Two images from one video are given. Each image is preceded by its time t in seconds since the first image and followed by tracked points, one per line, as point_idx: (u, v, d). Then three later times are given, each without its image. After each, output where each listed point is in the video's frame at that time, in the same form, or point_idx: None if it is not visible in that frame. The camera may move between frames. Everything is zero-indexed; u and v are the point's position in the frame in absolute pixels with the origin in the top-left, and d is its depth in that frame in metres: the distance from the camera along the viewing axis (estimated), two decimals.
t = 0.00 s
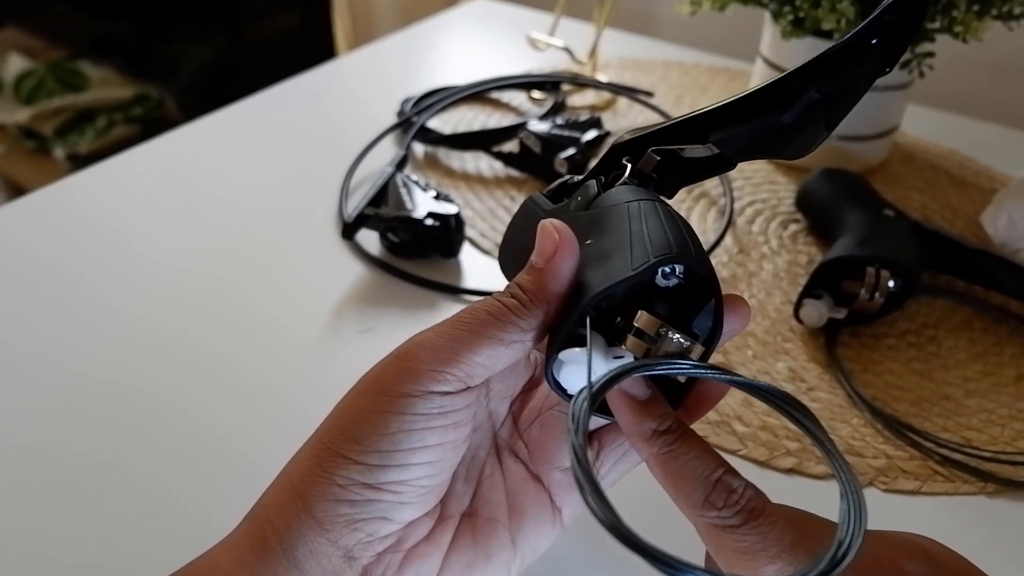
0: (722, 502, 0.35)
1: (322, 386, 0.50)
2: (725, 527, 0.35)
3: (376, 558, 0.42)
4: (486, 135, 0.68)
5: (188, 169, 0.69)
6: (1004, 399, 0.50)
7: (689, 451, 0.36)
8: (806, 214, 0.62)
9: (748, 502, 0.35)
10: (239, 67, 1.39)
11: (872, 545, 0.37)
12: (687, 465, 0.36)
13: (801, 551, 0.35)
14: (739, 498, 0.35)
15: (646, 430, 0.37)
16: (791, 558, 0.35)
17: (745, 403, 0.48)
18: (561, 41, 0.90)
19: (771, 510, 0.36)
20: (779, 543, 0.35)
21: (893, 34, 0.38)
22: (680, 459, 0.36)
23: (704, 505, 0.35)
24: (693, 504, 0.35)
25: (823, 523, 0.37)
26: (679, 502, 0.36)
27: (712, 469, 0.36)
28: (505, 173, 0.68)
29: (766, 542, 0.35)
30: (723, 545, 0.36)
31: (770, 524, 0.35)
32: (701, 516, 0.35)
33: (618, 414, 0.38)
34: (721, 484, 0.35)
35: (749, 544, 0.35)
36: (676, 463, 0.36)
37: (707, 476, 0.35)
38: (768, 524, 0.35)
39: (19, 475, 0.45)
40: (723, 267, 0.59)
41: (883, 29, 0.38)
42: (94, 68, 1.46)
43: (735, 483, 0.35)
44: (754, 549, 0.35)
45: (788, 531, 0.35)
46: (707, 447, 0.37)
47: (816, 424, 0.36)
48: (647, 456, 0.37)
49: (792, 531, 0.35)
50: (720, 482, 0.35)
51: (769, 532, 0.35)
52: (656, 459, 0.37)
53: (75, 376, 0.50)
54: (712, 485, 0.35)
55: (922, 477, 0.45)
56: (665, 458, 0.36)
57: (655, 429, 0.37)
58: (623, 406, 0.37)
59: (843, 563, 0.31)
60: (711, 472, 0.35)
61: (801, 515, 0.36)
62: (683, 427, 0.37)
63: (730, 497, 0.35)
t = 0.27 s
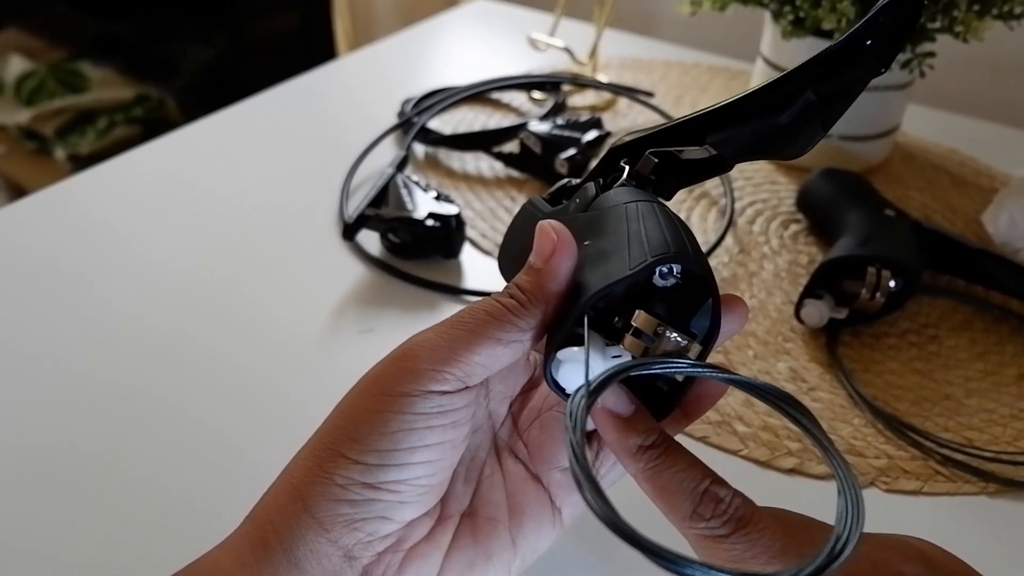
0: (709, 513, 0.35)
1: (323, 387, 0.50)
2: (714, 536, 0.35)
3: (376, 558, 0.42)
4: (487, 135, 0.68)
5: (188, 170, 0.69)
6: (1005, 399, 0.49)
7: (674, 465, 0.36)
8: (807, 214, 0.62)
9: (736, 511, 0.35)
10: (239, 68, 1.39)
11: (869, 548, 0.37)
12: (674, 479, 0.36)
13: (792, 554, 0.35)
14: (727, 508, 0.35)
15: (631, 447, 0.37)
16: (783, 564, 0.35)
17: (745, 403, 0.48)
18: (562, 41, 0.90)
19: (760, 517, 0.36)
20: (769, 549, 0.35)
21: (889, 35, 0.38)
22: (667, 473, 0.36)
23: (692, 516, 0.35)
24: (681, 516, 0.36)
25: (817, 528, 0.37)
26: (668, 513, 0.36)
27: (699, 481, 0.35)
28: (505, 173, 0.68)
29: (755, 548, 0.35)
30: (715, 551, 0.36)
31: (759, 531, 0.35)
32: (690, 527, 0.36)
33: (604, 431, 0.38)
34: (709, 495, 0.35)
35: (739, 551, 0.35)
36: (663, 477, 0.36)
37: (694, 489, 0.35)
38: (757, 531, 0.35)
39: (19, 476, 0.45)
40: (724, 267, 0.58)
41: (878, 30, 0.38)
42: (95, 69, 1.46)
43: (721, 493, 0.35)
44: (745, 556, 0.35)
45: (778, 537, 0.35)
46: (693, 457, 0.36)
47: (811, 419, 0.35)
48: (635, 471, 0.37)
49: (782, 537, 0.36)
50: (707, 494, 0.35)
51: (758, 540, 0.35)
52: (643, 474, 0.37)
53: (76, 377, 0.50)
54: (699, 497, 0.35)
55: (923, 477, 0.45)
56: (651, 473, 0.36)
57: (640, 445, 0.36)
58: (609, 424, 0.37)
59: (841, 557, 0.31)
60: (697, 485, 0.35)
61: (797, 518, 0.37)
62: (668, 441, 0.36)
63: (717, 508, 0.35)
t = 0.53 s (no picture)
0: (709, 513, 0.35)
1: (323, 387, 0.50)
2: (713, 537, 0.35)
3: (377, 558, 0.42)
4: (487, 135, 0.68)
5: (189, 170, 0.69)
6: (1005, 398, 0.49)
7: (673, 467, 0.36)
8: (807, 214, 0.62)
9: (736, 513, 0.35)
10: (239, 67, 1.39)
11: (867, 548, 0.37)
12: (673, 480, 0.36)
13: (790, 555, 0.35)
14: (727, 510, 0.35)
15: (630, 448, 0.37)
16: (782, 565, 0.35)
17: (746, 403, 0.48)
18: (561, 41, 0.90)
19: (759, 518, 0.36)
20: (769, 550, 0.35)
21: (890, 32, 0.38)
22: (666, 474, 0.36)
23: (691, 518, 0.35)
24: (681, 517, 0.36)
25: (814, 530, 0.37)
26: (668, 514, 0.36)
27: (698, 482, 0.35)
28: (505, 173, 0.68)
29: (755, 550, 0.35)
30: (715, 552, 0.36)
31: (758, 533, 0.35)
32: (690, 528, 0.35)
33: (604, 433, 0.38)
34: (708, 496, 0.35)
35: (738, 552, 0.35)
36: (662, 479, 0.36)
37: (693, 490, 0.35)
38: (756, 533, 0.35)
39: (20, 476, 0.45)
40: (724, 267, 0.58)
41: (880, 27, 0.38)
42: (95, 69, 1.46)
43: (721, 495, 0.35)
44: (744, 557, 0.35)
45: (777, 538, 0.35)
46: (692, 457, 0.36)
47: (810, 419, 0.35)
48: (635, 472, 0.37)
49: (781, 538, 0.36)
50: (706, 495, 0.35)
51: (758, 541, 0.35)
52: (642, 475, 0.37)
53: (76, 377, 0.50)
54: (699, 498, 0.35)
55: (923, 477, 0.45)
56: (651, 474, 0.36)
57: (639, 446, 0.36)
58: (608, 426, 0.38)
59: (842, 561, 0.31)
60: (696, 486, 0.35)
61: (790, 519, 0.37)
62: (668, 442, 0.36)
63: (716, 509, 0.35)
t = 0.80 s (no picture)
0: (709, 519, 0.35)
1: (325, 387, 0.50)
2: (714, 543, 0.35)
3: (373, 555, 0.41)
4: (489, 136, 0.68)
5: (191, 171, 0.69)
6: (1009, 398, 0.49)
7: (672, 474, 0.35)
8: (810, 214, 0.62)
9: (735, 518, 0.35)
10: (240, 68, 1.39)
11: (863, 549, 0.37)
12: (671, 487, 0.35)
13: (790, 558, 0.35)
14: (726, 515, 0.35)
15: (628, 457, 0.36)
16: (783, 569, 0.35)
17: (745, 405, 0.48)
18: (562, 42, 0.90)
19: (758, 522, 0.36)
20: (769, 554, 0.35)
21: None
22: (665, 481, 0.36)
23: (691, 524, 0.35)
24: (680, 524, 0.35)
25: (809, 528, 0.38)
26: (666, 521, 0.36)
27: (697, 489, 0.35)
28: (506, 174, 0.68)
29: (755, 554, 0.35)
30: (715, 556, 0.36)
31: (758, 536, 0.35)
32: (690, 535, 0.35)
33: (601, 442, 0.37)
34: (707, 503, 0.35)
35: (739, 557, 0.35)
36: (660, 486, 0.36)
37: (692, 497, 0.35)
38: (755, 537, 0.35)
39: (22, 476, 0.45)
40: (726, 267, 0.58)
41: None
42: (97, 71, 1.46)
43: (720, 500, 0.35)
44: (744, 561, 0.35)
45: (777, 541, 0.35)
46: (690, 462, 0.36)
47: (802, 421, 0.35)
48: (633, 480, 0.37)
49: (781, 541, 0.36)
50: (705, 501, 0.35)
51: (758, 545, 0.35)
52: (641, 483, 0.36)
53: (79, 377, 0.50)
54: (698, 505, 0.35)
55: (927, 477, 0.45)
56: (649, 482, 0.36)
57: (637, 455, 0.36)
58: (605, 436, 0.37)
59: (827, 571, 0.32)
60: (695, 493, 0.35)
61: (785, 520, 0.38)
62: (666, 448, 0.36)
63: (716, 515, 0.35)
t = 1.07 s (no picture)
0: (725, 526, 0.35)
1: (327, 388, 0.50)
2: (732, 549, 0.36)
3: (368, 553, 0.41)
4: (490, 137, 0.68)
5: (192, 172, 0.69)
6: (1011, 399, 0.49)
7: (685, 480, 0.36)
8: (812, 215, 0.62)
9: (753, 523, 0.35)
10: (241, 69, 1.39)
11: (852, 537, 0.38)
12: (686, 495, 0.36)
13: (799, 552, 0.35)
14: (743, 521, 0.35)
15: (639, 465, 0.36)
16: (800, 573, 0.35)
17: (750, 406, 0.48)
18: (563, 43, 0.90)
19: (774, 527, 0.36)
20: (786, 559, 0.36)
21: None
22: (679, 489, 0.36)
23: (707, 531, 0.36)
24: (697, 531, 0.36)
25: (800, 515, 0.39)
26: (682, 529, 0.36)
27: (712, 495, 0.35)
28: (508, 175, 0.68)
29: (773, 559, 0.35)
30: (732, 563, 0.36)
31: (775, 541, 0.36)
32: (708, 542, 0.36)
33: (608, 450, 0.36)
34: (723, 508, 0.35)
35: (757, 563, 0.36)
36: (674, 494, 0.36)
37: (708, 503, 0.35)
38: (773, 542, 0.35)
39: (25, 476, 0.45)
40: (727, 268, 0.58)
41: None
42: (98, 73, 1.46)
43: (737, 506, 0.35)
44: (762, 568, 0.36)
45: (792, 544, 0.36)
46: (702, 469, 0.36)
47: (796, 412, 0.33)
48: (645, 489, 0.37)
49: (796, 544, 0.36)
50: (721, 507, 0.35)
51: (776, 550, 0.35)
52: (654, 492, 0.36)
53: (82, 378, 0.50)
54: (714, 511, 0.35)
55: (929, 478, 0.45)
56: (663, 491, 0.36)
57: (649, 463, 0.36)
58: (614, 444, 0.36)
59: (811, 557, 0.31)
60: (710, 498, 0.35)
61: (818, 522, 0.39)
62: (677, 455, 0.36)
63: (733, 521, 0.35)
